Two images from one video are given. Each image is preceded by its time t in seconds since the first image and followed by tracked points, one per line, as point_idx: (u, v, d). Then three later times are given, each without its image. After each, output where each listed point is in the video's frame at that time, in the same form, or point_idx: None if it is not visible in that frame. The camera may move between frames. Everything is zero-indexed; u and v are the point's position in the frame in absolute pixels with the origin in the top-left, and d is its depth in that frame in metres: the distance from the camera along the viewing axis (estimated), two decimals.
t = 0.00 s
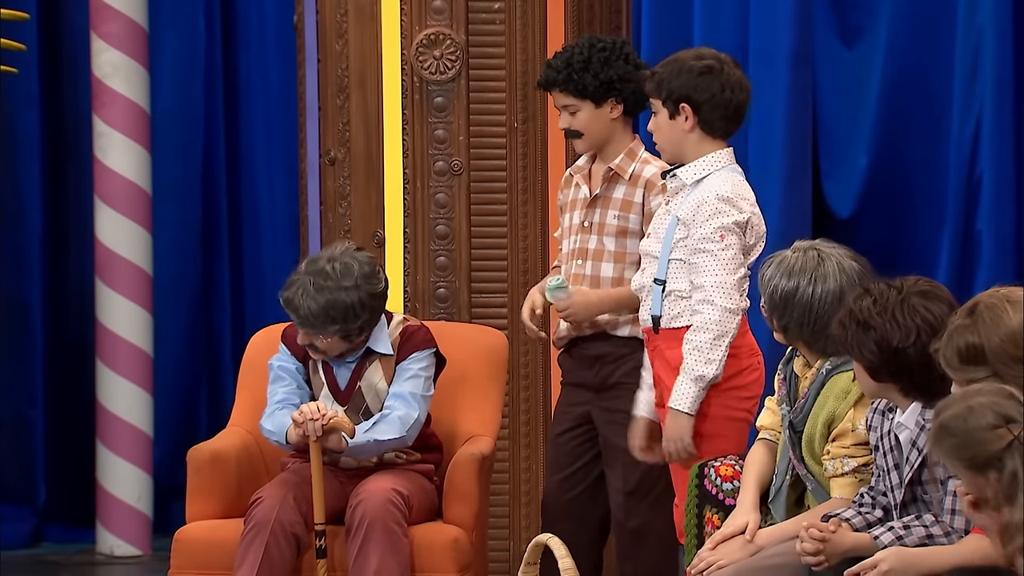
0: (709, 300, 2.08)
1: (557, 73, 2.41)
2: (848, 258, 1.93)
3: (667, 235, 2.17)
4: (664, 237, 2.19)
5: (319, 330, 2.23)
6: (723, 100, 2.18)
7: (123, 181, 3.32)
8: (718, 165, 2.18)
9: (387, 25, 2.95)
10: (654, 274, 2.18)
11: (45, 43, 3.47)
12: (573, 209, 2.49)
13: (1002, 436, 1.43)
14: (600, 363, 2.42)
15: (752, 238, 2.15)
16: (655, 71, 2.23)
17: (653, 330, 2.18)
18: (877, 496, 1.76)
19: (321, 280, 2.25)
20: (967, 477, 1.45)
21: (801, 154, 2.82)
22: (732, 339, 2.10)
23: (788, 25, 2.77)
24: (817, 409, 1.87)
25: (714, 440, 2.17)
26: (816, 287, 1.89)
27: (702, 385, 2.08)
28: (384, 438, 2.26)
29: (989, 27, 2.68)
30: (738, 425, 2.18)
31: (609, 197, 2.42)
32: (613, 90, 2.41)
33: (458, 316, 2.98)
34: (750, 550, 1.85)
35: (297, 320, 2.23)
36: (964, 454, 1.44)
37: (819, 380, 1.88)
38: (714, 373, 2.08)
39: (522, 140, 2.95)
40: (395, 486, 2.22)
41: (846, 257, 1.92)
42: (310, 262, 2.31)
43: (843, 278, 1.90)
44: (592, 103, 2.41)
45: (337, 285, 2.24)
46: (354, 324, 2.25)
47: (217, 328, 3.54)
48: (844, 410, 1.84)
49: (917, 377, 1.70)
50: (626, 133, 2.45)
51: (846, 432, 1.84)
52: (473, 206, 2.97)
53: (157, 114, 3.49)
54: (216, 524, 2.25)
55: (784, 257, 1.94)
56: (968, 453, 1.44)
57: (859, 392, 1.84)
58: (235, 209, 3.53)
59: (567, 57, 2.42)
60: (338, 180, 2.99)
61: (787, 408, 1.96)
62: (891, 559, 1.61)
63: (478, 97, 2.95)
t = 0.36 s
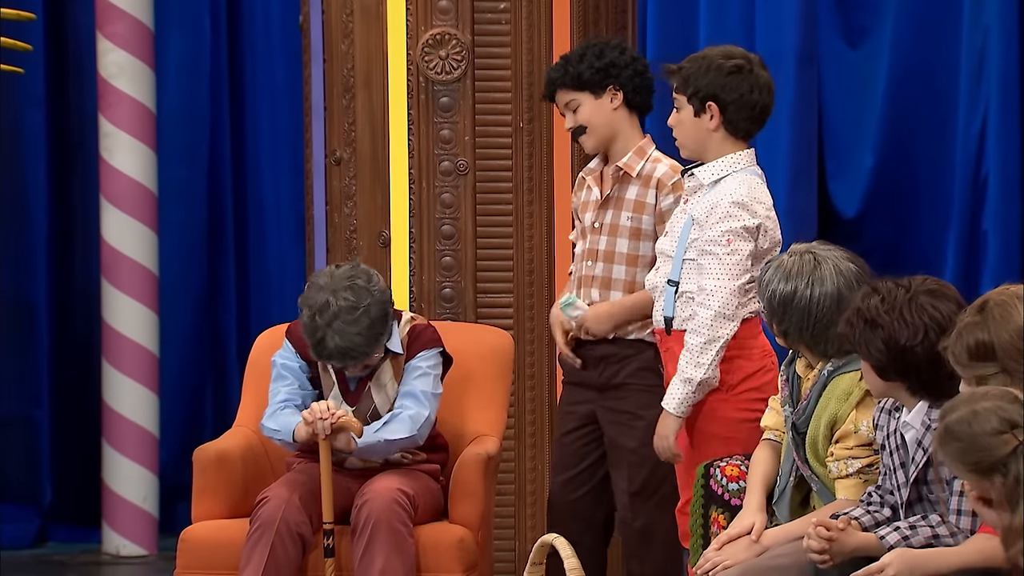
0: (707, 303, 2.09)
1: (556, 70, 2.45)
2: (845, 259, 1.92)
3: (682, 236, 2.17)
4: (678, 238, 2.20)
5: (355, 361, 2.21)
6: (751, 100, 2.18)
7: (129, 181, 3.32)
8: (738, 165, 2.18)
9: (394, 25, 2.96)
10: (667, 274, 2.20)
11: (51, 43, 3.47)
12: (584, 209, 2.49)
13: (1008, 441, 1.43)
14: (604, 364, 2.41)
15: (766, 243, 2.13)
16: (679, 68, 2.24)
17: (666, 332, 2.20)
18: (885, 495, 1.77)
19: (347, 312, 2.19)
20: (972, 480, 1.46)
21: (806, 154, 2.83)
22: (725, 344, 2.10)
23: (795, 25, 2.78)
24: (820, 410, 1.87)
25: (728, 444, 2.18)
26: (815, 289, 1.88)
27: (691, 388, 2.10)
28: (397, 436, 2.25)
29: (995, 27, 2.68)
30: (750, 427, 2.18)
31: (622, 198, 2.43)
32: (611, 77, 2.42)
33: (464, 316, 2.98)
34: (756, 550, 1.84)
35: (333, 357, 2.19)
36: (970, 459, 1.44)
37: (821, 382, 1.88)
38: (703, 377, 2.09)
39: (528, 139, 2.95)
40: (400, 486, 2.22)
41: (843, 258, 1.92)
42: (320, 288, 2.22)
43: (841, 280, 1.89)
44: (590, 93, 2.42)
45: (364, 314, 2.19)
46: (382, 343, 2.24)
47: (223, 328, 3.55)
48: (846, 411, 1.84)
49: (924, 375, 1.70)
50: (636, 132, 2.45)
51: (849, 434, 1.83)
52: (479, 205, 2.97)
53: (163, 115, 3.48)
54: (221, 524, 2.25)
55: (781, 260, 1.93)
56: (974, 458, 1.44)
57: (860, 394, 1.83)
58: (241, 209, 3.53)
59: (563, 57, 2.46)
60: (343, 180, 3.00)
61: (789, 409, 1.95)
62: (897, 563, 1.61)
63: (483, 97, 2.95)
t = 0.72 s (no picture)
0: (707, 313, 2.10)
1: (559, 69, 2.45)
2: (845, 260, 1.92)
3: (688, 243, 2.19)
4: (686, 242, 2.21)
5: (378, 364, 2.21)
6: (745, 99, 2.18)
7: (129, 181, 3.32)
8: (738, 168, 2.18)
9: (393, 25, 2.96)
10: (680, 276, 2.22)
11: (52, 43, 3.47)
12: (586, 207, 2.49)
13: (1014, 433, 1.43)
14: (601, 364, 2.42)
15: (765, 245, 2.11)
16: (672, 78, 2.24)
17: (680, 331, 2.22)
18: (886, 494, 1.76)
19: (355, 323, 2.18)
20: (976, 470, 1.46)
21: (806, 155, 2.86)
22: (735, 350, 2.09)
23: (795, 23, 2.81)
24: (821, 410, 1.86)
25: (727, 445, 2.20)
26: (815, 291, 1.88)
27: (712, 401, 2.09)
28: (403, 438, 2.26)
29: (995, 27, 2.72)
30: (750, 431, 2.18)
31: (622, 196, 2.43)
32: (615, 73, 2.41)
33: (464, 316, 2.98)
34: (756, 550, 1.84)
35: (359, 368, 2.19)
36: (975, 448, 1.45)
37: (822, 382, 1.88)
38: (719, 388, 2.09)
39: (528, 139, 2.95)
40: (401, 486, 2.22)
41: (843, 260, 1.91)
42: (317, 308, 2.20)
43: (841, 282, 1.89)
44: (596, 90, 2.41)
45: (372, 320, 2.19)
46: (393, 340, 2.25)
47: (224, 328, 3.55)
48: (848, 412, 1.83)
49: (927, 375, 1.70)
50: (638, 130, 2.45)
51: (851, 435, 1.83)
52: (479, 205, 2.97)
53: (163, 114, 3.48)
54: (222, 524, 2.25)
55: (781, 262, 1.93)
56: (980, 448, 1.44)
57: (861, 395, 1.83)
58: (241, 209, 3.53)
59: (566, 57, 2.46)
60: (343, 180, 3.00)
61: (790, 409, 1.95)
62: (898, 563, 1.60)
63: (484, 96, 2.95)
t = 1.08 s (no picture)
0: (716, 312, 2.09)
1: (569, 66, 2.43)
2: (845, 261, 1.92)
3: (696, 240, 2.19)
4: (693, 239, 2.21)
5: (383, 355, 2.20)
6: (757, 99, 2.18)
7: (130, 181, 3.32)
8: (752, 168, 2.18)
9: (394, 25, 2.96)
10: (684, 273, 2.21)
11: (53, 43, 3.47)
12: (587, 206, 2.49)
13: (1013, 421, 1.45)
14: (604, 364, 2.42)
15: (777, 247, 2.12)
16: (684, 77, 2.24)
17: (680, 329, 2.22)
18: (887, 496, 1.76)
19: (355, 314, 2.17)
20: (977, 456, 1.48)
21: (807, 153, 2.87)
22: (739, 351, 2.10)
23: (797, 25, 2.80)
24: (822, 411, 1.87)
25: (727, 442, 2.18)
26: (816, 291, 1.88)
27: (705, 398, 2.12)
28: (423, 406, 2.28)
29: (996, 27, 2.72)
30: (750, 428, 2.18)
31: (622, 194, 2.43)
32: (626, 75, 2.41)
33: (464, 315, 2.98)
34: (756, 551, 1.84)
35: (364, 360, 2.18)
36: (975, 433, 1.46)
37: (824, 382, 1.89)
38: (716, 387, 2.10)
39: (529, 139, 2.95)
40: (402, 486, 2.22)
41: (844, 260, 1.91)
42: (316, 304, 2.19)
43: (842, 282, 1.88)
44: (607, 92, 2.41)
45: (372, 310, 2.18)
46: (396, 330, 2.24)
47: (224, 328, 3.55)
48: (849, 412, 1.84)
49: (928, 376, 1.70)
50: (641, 129, 2.45)
51: (851, 435, 1.83)
52: (479, 205, 2.97)
53: (163, 114, 3.49)
54: (222, 524, 2.25)
55: (781, 263, 1.92)
56: (979, 434, 1.46)
57: (862, 396, 1.84)
58: (241, 209, 3.53)
59: (576, 53, 2.44)
60: (344, 180, 2.99)
61: (790, 409, 1.95)
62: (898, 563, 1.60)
63: (484, 97, 2.95)
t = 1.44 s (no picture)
0: (722, 311, 2.10)
1: (578, 65, 2.43)
2: (853, 259, 1.92)
3: (700, 240, 2.19)
4: (697, 239, 2.21)
5: (383, 328, 2.21)
6: (760, 99, 2.18)
7: (134, 181, 3.32)
8: (756, 167, 2.18)
9: (398, 25, 2.95)
10: (687, 273, 2.22)
11: (57, 44, 3.48)
12: (591, 206, 2.49)
13: (1016, 415, 1.45)
14: (609, 364, 2.43)
15: (781, 246, 2.12)
16: (688, 77, 2.24)
17: (683, 329, 2.22)
18: (891, 498, 1.76)
19: (353, 284, 2.19)
20: (979, 449, 1.49)
21: (811, 153, 2.88)
22: (746, 350, 2.10)
23: (798, 24, 2.83)
24: (826, 411, 1.86)
25: (736, 443, 2.19)
26: (823, 290, 1.88)
27: (718, 399, 2.11)
28: (433, 411, 2.27)
29: (999, 27, 2.72)
30: (755, 427, 2.18)
31: (626, 195, 2.43)
32: (633, 77, 2.41)
33: (468, 315, 2.98)
34: (760, 551, 1.84)
35: (364, 331, 2.18)
36: (978, 426, 1.47)
37: (827, 382, 1.88)
38: (728, 386, 2.10)
39: (532, 139, 2.95)
40: (405, 486, 2.22)
41: (851, 259, 1.91)
42: (313, 280, 2.20)
43: (849, 281, 1.88)
44: (612, 93, 2.41)
45: (369, 280, 2.20)
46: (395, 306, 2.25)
47: (227, 328, 3.55)
48: (853, 413, 1.83)
49: (935, 374, 1.70)
50: (646, 129, 2.45)
51: (855, 435, 1.83)
52: (483, 205, 2.97)
53: (167, 114, 3.49)
54: (226, 524, 2.25)
55: (789, 261, 1.92)
56: (983, 426, 1.47)
57: (866, 396, 1.83)
58: (245, 209, 3.53)
59: (585, 52, 2.43)
60: (348, 180, 2.99)
61: (795, 409, 1.95)
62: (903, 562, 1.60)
63: (488, 97, 2.95)
